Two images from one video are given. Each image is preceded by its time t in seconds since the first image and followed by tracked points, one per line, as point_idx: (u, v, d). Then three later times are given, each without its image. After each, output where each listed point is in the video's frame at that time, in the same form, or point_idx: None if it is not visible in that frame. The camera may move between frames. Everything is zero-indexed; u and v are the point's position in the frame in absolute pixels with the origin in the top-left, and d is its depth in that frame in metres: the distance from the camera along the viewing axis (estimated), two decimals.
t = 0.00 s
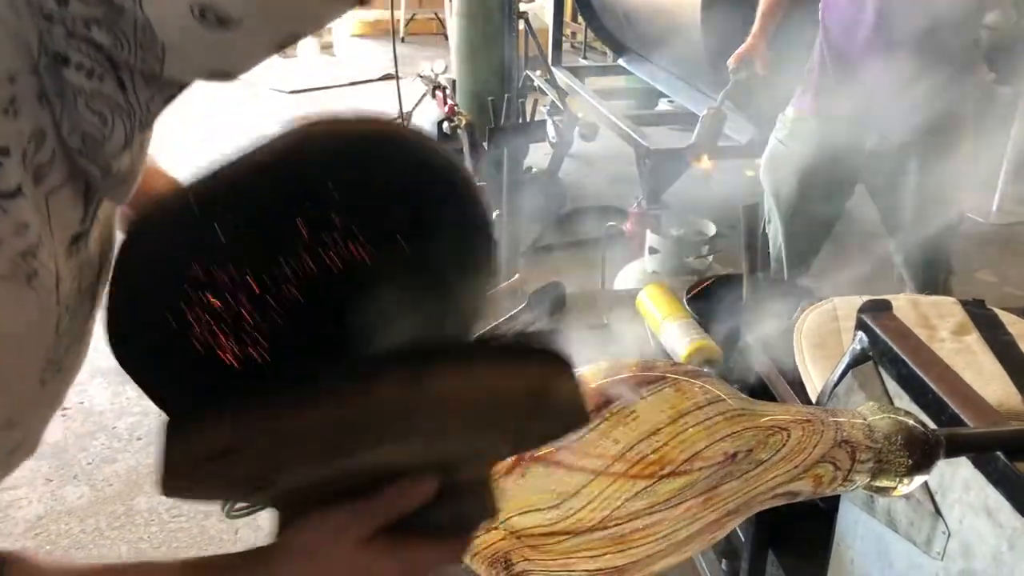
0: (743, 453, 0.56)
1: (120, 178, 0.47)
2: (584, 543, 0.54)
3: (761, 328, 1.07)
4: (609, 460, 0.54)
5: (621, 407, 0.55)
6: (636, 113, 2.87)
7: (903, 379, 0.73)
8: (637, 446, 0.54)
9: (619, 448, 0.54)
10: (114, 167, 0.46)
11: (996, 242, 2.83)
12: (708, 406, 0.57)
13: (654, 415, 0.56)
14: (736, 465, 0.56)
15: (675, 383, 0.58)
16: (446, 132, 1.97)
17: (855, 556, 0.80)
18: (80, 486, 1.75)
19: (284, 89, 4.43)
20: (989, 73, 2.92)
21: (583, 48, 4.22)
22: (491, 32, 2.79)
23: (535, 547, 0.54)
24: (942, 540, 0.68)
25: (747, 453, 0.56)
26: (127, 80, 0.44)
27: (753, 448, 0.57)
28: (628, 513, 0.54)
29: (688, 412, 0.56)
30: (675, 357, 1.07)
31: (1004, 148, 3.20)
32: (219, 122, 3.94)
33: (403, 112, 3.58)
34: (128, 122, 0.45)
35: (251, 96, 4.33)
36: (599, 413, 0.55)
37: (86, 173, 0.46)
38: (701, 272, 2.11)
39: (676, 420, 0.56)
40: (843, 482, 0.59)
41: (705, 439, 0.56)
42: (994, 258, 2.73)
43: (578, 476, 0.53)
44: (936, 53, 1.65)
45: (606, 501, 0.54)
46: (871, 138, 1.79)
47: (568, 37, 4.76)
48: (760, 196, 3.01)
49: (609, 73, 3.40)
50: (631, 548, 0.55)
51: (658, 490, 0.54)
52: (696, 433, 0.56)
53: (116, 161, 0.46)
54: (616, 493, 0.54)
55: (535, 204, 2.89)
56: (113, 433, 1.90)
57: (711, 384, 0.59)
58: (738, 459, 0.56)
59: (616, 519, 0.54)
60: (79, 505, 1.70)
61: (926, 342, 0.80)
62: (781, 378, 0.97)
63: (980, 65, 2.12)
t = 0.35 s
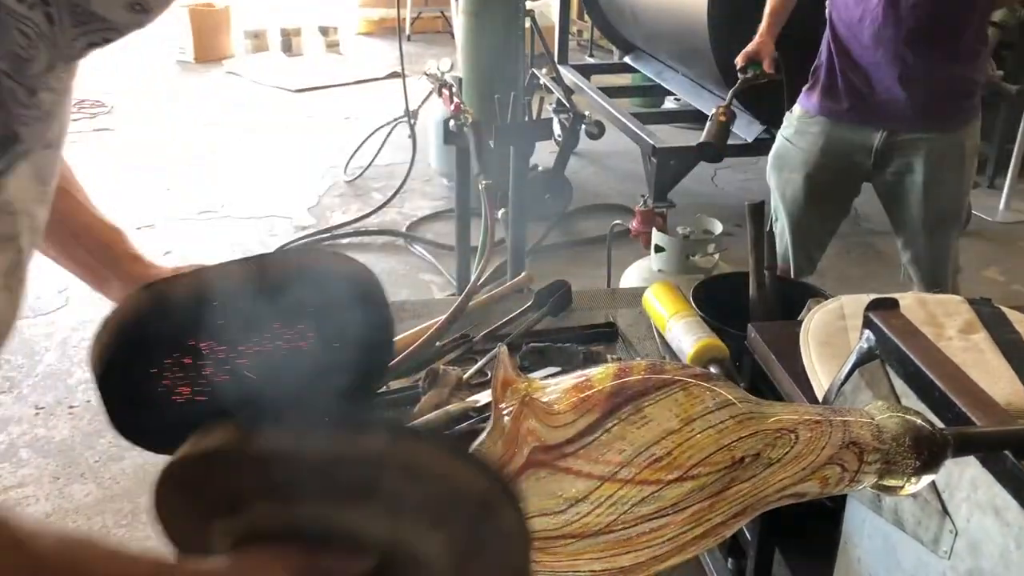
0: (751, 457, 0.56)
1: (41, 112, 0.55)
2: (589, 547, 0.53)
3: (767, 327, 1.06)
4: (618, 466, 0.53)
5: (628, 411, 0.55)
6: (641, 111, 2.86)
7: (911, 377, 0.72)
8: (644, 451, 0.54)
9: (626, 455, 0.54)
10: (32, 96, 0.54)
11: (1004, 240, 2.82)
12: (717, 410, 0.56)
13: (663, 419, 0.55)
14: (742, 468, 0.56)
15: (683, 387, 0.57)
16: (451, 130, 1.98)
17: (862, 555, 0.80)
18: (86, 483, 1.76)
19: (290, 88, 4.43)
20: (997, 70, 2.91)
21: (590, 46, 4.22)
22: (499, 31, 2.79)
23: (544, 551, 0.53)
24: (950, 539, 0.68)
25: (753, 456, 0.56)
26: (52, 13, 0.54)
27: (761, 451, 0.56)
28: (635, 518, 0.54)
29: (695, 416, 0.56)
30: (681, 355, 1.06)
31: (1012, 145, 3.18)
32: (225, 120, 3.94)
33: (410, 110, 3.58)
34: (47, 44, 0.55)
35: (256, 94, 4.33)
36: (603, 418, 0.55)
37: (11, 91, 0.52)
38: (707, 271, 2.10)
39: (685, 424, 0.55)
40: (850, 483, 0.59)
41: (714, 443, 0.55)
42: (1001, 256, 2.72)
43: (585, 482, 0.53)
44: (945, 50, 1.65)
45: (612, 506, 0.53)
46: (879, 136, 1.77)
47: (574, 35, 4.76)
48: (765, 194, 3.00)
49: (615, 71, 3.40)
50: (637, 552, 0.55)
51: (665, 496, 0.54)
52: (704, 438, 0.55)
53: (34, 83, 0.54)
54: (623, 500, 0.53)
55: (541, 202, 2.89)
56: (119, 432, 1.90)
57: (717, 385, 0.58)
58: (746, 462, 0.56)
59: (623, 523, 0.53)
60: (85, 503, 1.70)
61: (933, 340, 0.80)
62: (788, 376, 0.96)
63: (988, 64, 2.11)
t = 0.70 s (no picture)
0: (752, 458, 0.56)
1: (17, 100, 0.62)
2: (590, 546, 0.55)
3: (768, 327, 1.06)
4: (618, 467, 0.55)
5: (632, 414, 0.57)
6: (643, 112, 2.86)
7: (913, 378, 0.72)
8: (646, 450, 0.55)
9: (628, 455, 0.55)
10: (19, 85, 0.61)
11: (1007, 242, 2.82)
12: (718, 410, 0.58)
13: (664, 421, 0.57)
14: (744, 468, 0.56)
15: (685, 388, 0.59)
16: (453, 130, 1.98)
17: (863, 555, 0.80)
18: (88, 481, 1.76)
19: (293, 88, 4.43)
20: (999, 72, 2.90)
21: (592, 46, 4.21)
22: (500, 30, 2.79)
23: (544, 549, 0.56)
24: (951, 539, 0.68)
25: (754, 456, 0.57)
26: (46, 9, 0.58)
27: (762, 451, 0.57)
28: (637, 518, 0.55)
29: (696, 417, 0.57)
30: (683, 356, 1.06)
31: (1015, 147, 3.18)
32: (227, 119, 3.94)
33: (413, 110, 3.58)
34: (37, 40, 0.59)
35: (259, 94, 4.33)
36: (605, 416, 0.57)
37: None
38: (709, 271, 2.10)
39: (686, 425, 0.57)
40: (851, 483, 0.58)
41: (714, 443, 0.56)
42: (1004, 258, 2.71)
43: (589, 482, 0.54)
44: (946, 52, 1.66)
45: (614, 506, 0.55)
46: (880, 137, 1.77)
47: (576, 36, 4.76)
48: (768, 195, 3.00)
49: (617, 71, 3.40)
50: (638, 552, 0.56)
51: (666, 495, 0.55)
52: (705, 438, 0.56)
53: (23, 73, 0.60)
54: (623, 501, 0.55)
55: (543, 202, 2.89)
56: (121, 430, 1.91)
57: (719, 385, 0.60)
58: (747, 463, 0.56)
59: (624, 523, 0.55)
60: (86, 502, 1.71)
61: (935, 340, 0.80)
62: (789, 377, 0.96)
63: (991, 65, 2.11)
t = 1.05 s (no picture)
0: (753, 459, 0.57)
1: (64, 130, 0.59)
2: (591, 548, 0.56)
3: (769, 327, 1.07)
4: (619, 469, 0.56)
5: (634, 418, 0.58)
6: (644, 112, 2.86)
7: (913, 378, 0.72)
8: (646, 454, 0.57)
9: (629, 459, 0.57)
10: (65, 115, 0.58)
11: (1006, 243, 2.82)
12: (720, 412, 0.58)
13: (664, 425, 0.58)
14: (744, 471, 0.56)
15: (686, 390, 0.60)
16: (455, 130, 1.99)
17: (863, 555, 0.80)
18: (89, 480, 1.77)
19: (293, 86, 4.44)
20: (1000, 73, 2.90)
21: (594, 46, 4.22)
22: (503, 29, 2.79)
23: (544, 551, 0.57)
24: (950, 539, 0.68)
25: (756, 458, 0.57)
26: (100, 40, 0.55)
27: (763, 452, 0.57)
28: (637, 519, 0.56)
29: (698, 420, 0.58)
30: (684, 356, 1.06)
31: (1015, 148, 3.18)
32: (228, 118, 3.95)
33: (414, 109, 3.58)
34: (88, 69, 0.56)
35: (260, 93, 4.34)
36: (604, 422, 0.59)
37: (41, 108, 0.56)
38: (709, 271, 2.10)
39: (689, 428, 0.57)
40: (850, 484, 0.58)
41: (716, 446, 0.56)
42: (1004, 259, 2.71)
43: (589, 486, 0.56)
44: (946, 53, 1.66)
45: (614, 508, 0.56)
46: (880, 138, 1.77)
47: (578, 36, 4.77)
48: (768, 196, 3.00)
49: (618, 72, 3.40)
50: (638, 554, 0.56)
51: (667, 498, 0.56)
52: (706, 441, 0.56)
53: (72, 101, 0.58)
54: (625, 502, 0.56)
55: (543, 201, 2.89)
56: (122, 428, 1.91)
57: (721, 387, 0.60)
58: (748, 464, 0.57)
59: (624, 525, 0.56)
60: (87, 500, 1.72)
61: (936, 341, 0.80)
62: (789, 377, 0.96)
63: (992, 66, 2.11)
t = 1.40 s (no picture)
0: (755, 458, 0.55)
1: (86, 139, 0.63)
2: (592, 547, 0.54)
3: (770, 325, 1.07)
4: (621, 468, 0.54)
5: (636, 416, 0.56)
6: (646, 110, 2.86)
7: (915, 377, 0.73)
8: (649, 452, 0.55)
9: (631, 458, 0.55)
10: (86, 126, 0.61)
11: (1008, 243, 2.81)
12: (723, 412, 0.57)
13: (666, 424, 0.56)
14: (748, 469, 0.55)
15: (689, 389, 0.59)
16: (456, 128, 1.99)
17: (864, 554, 0.80)
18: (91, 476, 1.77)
19: (295, 84, 4.44)
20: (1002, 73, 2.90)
21: (596, 45, 4.22)
22: (503, 28, 2.80)
23: (546, 550, 0.54)
24: (952, 538, 0.68)
25: (759, 457, 0.56)
26: (124, 52, 0.58)
27: (766, 451, 0.56)
28: (639, 518, 0.54)
29: (701, 418, 0.56)
30: (685, 354, 1.06)
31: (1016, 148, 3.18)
32: (230, 116, 3.95)
33: (415, 107, 3.58)
34: (113, 82, 0.59)
35: (262, 91, 4.34)
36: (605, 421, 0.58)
37: (64, 118, 0.59)
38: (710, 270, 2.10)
39: (691, 427, 0.56)
40: (852, 483, 0.58)
41: (718, 445, 0.55)
42: (1005, 259, 2.71)
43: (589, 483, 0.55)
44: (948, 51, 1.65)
45: (615, 508, 0.54)
46: (883, 135, 1.78)
47: (579, 34, 4.77)
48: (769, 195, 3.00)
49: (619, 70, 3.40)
50: (640, 553, 0.54)
51: (669, 497, 0.54)
52: (708, 440, 0.55)
53: (95, 113, 0.60)
54: (626, 502, 0.54)
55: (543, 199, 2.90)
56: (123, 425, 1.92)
57: (723, 387, 0.59)
58: (750, 464, 0.56)
59: (625, 524, 0.54)
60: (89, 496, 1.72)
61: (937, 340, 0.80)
62: (791, 376, 0.96)
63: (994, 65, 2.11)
